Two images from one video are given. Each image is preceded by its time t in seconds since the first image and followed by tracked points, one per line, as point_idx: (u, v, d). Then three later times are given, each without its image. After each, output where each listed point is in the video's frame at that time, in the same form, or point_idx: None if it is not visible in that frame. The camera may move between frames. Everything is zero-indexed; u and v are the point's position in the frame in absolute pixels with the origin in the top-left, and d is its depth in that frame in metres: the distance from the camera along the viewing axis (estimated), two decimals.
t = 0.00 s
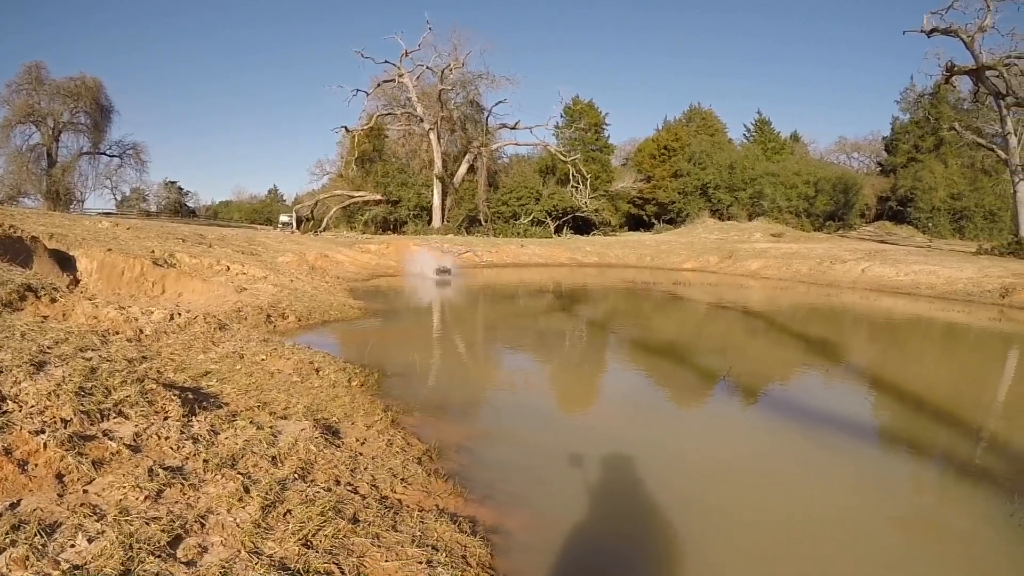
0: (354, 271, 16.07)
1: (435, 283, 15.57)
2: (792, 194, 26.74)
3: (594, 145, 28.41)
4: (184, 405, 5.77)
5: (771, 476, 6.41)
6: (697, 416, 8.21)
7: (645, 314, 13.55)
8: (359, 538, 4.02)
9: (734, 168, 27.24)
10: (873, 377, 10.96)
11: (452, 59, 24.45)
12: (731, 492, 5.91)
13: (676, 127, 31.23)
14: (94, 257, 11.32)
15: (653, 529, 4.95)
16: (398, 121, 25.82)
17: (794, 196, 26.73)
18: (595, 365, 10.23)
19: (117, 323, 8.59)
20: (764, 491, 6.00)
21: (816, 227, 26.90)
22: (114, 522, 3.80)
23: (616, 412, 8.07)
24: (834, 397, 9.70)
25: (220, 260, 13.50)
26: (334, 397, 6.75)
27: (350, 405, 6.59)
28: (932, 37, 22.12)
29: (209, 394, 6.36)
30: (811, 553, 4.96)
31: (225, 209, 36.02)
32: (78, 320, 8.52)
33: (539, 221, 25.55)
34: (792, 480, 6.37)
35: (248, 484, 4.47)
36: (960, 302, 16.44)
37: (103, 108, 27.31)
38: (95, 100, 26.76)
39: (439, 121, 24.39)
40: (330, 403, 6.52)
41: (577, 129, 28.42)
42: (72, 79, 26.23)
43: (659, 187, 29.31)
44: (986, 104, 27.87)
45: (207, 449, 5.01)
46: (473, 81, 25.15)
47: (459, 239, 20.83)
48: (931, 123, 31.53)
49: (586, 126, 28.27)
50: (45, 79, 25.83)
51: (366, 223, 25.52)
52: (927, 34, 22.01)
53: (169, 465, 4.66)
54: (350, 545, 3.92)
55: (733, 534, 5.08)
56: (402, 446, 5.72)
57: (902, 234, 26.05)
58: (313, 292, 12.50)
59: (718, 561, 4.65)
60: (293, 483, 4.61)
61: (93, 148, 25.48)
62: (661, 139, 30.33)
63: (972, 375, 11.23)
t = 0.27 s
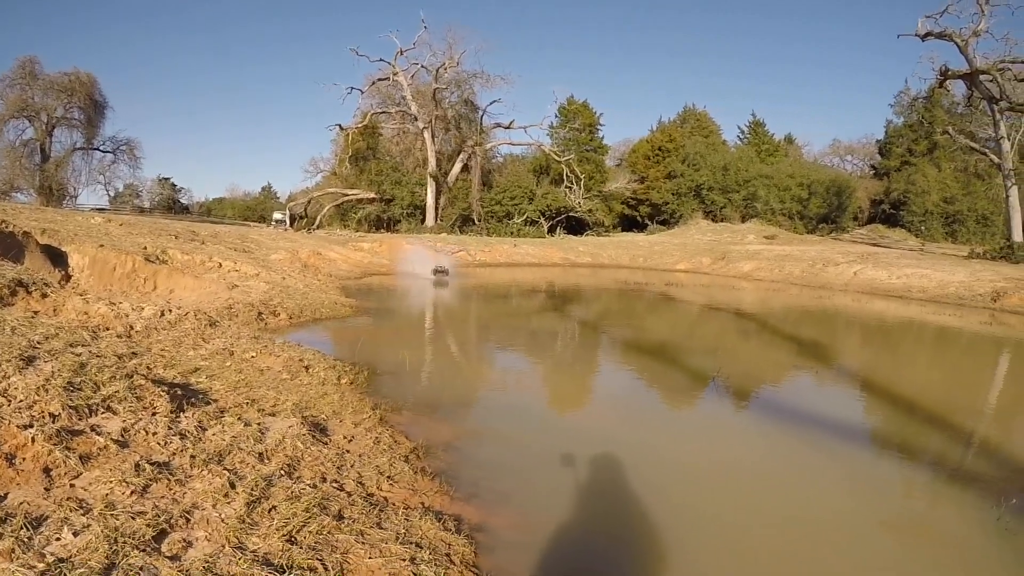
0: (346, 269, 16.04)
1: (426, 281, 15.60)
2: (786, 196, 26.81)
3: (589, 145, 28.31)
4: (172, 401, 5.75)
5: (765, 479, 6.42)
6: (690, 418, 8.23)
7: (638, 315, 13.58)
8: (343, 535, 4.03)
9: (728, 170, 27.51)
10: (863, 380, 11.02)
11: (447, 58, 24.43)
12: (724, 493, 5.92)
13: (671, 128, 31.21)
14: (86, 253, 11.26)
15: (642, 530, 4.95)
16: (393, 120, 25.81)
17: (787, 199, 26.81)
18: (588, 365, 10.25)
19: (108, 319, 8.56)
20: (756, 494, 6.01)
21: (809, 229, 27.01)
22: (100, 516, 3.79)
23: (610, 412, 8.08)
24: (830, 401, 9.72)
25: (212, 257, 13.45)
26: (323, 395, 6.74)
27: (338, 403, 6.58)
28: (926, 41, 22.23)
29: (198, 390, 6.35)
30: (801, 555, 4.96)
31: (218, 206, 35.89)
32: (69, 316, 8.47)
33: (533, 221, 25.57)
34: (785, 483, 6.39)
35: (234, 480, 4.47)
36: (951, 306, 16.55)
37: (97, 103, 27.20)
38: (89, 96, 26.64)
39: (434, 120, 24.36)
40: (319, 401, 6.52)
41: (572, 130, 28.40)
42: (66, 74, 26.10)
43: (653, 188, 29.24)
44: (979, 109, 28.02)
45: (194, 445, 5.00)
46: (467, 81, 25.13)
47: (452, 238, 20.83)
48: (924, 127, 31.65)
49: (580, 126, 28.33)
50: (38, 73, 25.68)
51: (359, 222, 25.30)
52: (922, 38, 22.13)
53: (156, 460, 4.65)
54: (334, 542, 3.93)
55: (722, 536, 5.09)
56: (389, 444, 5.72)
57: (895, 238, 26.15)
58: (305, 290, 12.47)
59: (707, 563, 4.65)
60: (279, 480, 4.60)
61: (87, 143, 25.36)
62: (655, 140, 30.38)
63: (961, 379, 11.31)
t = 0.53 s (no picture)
0: (340, 268, 16.02)
1: (419, 280, 15.60)
2: (780, 198, 26.83)
3: (583, 146, 28.45)
4: (162, 398, 5.74)
5: (757, 480, 6.45)
6: (683, 419, 8.25)
7: (631, 316, 13.61)
8: (330, 533, 4.03)
9: (722, 172, 27.46)
10: (853, 382, 11.08)
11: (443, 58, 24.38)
12: (715, 494, 5.94)
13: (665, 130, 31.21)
14: (79, 250, 11.22)
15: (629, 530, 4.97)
16: (388, 119, 25.78)
17: (781, 201, 26.82)
18: (581, 366, 10.27)
19: (99, 317, 8.52)
20: (749, 495, 6.03)
21: (803, 231, 27.08)
22: (89, 512, 3.78)
23: (604, 413, 8.10)
24: (825, 403, 9.74)
25: (205, 255, 13.42)
26: (313, 393, 6.74)
27: (329, 401, 6.58)
28: (921, 45, 22.35)
29: (188, 388, 6.34)
30: (790, 556, 4.98)
31: (213, 204, 35.78)
32: (60, 313, 8.44)
33: (527, 221, 25.64)
34: (776, 484, 6.42)
35: (222, 477, 4.46)
36: (943, 308, 16.65)
37: (92, 100, 27.11)
38: (84, 92, 26.54)
39: (429, 119, 24.35)
40: (309, 399, 6.51)
41: (566, 130, 28.45)
42: (61, 70, 25.99)
43: (647, 189, 29.24)
44: (973, 113, 28.10)
45: (183, 442, 4.99)
46: (462, 80, 25.09)
47: (445, 237, 20.83)
48: (919, 131, 31.70)
49: (575, 127, 28.49)
50: (33, 69, 25.57)
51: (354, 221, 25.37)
52: (917, 42, 22.24)
53: (145, 457, 4.63)
54: (320, 540, 3.93)
55: (711, 537, 5.11)
56: (378, 443, 5.72)
57: (888, 240, 26.25)
58: (297, 289, 12.45)
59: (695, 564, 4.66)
60: (268, 477, 4.61)
61: (81, 140, 25.26)
62: (650, 141, 30.44)
63: (951, 382, 11.36)
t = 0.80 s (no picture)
0: (334, 264, 15.99)
1: (412, 276, 15.58)
2: (775, 197, 26.77)
3: (579, 144, 28.55)
4: (154, 392, 5.73)
5: (750, 479, 6.44)
6: (677, 417, 8.25)
7: (625, 313, 13.61)
8: (319, 525, 4.05)
9: (717, 170, 27.70)
10: (845, 380, 11.11)
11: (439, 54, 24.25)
12: (707, 493, 5.94)
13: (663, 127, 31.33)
14: (73, 245, 11.17)
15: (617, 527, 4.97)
16: (384, 115, 25.66)
17: (776, 200, 26.76)
18: (575, 363, 10.27)
19: (93, 311, 8.50)
20: (741, 495, 6.02)
21: (798, 230, 27.14)
22: (80, 503, 3.78)
23: (598, 410, 8.09)
24: (821, 403, 9.73)
25: (200, 250, 13.38)
26: (306, 388, 6.74)
27: (320, 396, 6.58)
28: (918, 45, 22.42)
29: (181, 382, 6.33)
30: (779, 556, 4.97)
31: (208, 199, 35.71)
32: (53, 308, 8.41)
33: (522, 218, 25.74)
34: (769, 483, 6.41)
35: (212, 469, 4.46)
36: (937, 307, 16.74)
37: (87, 94, 27.00)
38: (79, 87, 26.43)
39: (424, 116, 24.25)
40: (301, 394, 6.51)
41: (563, 127, 28.53)
42: (56, 64, 25.86)
43: (642, 187, 29.51)
44: (969, 114, 28.27)
45: (175, 435, 4.98)
46: (459, 77, 25.05)
47: (441, 234, 20.83)
48: (915, 131, 31.74)
49: (571, 124, 28.46)
50: (28, 63, 25.43)
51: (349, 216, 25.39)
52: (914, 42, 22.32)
53: (137, 450, 4.63)
54: (309, 532, 3.95)
55: (701, 535, 5.11)
56: (369, 437, 5.73)
57: (882, 240, 26.32)
58: (291, 284, 12.43)
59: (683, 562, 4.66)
60: (258, 470, 4.61)
61: (76, 135, 25.15)
62: (647, 138, 30.61)
63: (942, 381, 11.39)
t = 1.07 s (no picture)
0: (321, 265, 15.95)
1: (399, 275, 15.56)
2: (760, 187, 27.06)
3: (564, 138, 28.43)
4: (143, 393, 5.73)
5: (743, 470, 6.38)
6: (669, 410, 8.22)
7: (613, 306, 13.68)
8: (307, 518, 4.10)
9: (703, 162, 27.74)
10: (832, 366, 11.24)
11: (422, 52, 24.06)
12: (702, 486, 5.86)
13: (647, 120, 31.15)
14: (59, 252, 11.10)
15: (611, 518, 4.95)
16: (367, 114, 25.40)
17: (761, 190, 27.05)
18: (565, 357, 10.30)
19: (80, 317, 8.45)
20: (735, 486, 5.96)
21: (784, 220, 27.28)
22: (72, 502, 3.78)
23: (590, 405, 8.05)
24: (811, 391, 9.76)
25: (187, 254, 13.33)
26: (294, 385, 6.77)
27: (308, 393, 6.61)
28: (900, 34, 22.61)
29: (169, 384, 6.33)
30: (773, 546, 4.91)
31: (194, 204, 35.47)
32: (40, 315, 8.37)
33: (508, 215, 25.90)
34: (765, 474, 6.34)
35: (202, 466, 4.48)
36: (924, 293, 16.93)
37: (70, 101, 26.74)
38: (62, 93, 26.18)
39: (408, 114, 24.12)
40: (289, 392, 6.53)
41: (547, 122, 28.28)
42: (37, 71, 25.60)
43: (628, 180, 29.50)
44: (951, 101, 28.55)
45: (165, 434, 4.99)
46: (442, 74, 24.98)
47: (427, 231, 20.76)
48: (898, 119, 31.91)
49: (556, 119, 28.44)
50: (8, 70, 25.13)
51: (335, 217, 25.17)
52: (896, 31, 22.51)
53: (127, 449, 4.63)
54: (298, 525, 3.99)
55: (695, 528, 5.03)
56: (356, 431, 5.78)
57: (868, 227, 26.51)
58: (278, 285, 12.43)
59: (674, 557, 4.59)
60: (247, 466, 4.63)
61: (59, 142, 24.91)
62: (631, 132, 30.40)
63: (928, 366, 11.54)
